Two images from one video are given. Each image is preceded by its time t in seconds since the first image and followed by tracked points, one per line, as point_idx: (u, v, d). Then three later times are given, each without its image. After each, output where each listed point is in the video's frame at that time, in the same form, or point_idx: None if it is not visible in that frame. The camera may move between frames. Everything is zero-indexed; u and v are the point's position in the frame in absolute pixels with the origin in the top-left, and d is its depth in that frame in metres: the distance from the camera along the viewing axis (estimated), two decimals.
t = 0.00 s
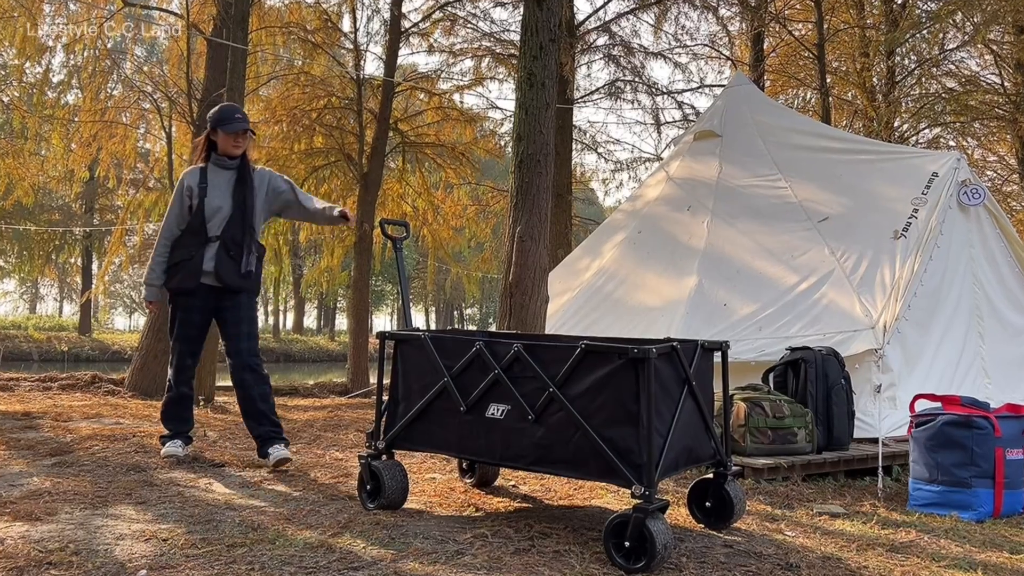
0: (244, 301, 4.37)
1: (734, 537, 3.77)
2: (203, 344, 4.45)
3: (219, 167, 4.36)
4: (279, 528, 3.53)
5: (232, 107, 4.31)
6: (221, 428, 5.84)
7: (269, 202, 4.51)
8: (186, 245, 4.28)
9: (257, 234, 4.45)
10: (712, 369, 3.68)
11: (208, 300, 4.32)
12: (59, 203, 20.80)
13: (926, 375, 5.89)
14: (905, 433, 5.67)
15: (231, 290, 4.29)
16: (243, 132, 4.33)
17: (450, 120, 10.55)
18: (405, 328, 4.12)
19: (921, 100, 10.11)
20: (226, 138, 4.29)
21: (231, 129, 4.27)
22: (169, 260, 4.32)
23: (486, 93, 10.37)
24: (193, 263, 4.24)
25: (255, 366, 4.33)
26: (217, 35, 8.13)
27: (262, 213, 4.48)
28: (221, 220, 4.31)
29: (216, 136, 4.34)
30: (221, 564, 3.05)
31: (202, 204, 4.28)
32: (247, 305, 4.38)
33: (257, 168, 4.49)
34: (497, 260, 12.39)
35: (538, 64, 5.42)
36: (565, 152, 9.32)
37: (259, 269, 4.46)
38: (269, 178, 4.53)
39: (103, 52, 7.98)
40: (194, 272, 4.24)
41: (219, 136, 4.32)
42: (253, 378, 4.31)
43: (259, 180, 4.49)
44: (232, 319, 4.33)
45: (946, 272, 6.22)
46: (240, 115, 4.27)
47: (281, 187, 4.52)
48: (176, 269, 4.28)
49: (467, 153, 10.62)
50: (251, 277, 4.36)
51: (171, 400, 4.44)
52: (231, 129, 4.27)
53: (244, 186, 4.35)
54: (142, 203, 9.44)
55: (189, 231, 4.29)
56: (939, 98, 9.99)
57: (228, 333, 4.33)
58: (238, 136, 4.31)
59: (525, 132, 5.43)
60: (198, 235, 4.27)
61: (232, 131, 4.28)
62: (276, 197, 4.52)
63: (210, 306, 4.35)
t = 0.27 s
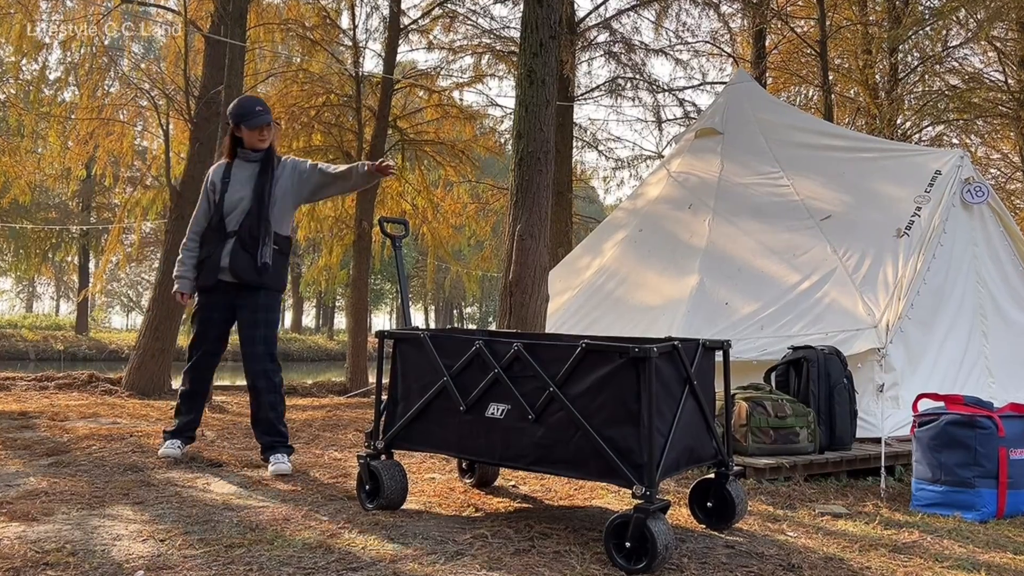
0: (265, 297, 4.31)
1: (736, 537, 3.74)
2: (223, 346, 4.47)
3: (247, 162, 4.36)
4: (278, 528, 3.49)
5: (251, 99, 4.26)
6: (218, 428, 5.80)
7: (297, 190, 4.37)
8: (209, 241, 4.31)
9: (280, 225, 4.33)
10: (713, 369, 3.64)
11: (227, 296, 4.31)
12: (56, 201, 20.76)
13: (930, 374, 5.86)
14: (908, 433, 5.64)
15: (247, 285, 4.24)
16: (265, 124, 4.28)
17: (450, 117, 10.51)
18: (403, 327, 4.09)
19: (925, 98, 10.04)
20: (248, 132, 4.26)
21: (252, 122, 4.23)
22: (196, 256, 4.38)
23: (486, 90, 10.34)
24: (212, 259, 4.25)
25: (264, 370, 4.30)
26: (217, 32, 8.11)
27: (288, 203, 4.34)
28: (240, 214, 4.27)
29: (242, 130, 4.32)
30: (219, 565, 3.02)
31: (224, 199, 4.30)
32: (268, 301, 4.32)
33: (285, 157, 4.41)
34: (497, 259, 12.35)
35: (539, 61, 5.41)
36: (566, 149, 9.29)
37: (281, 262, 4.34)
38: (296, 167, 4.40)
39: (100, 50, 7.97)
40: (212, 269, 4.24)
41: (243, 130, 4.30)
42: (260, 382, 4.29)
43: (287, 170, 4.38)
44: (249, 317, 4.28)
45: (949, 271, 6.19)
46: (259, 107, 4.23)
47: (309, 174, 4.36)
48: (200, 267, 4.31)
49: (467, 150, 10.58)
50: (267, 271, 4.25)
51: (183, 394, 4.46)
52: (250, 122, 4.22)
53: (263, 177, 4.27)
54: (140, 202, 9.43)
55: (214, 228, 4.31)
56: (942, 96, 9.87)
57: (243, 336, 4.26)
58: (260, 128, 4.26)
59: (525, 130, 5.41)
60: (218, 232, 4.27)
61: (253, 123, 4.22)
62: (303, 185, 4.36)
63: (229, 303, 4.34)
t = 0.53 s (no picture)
0: (275, 295, 4.27)
1: (737, 538, 3.70)
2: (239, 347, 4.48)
3: (262, 157, 4.32)
4: (276, 528, 3.46)
5: (258, 92, 4.17)
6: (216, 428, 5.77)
7: (312, 185, 4.30)
8: (226, 238, 4.31)
9: (294, 221, 4.26)
10: (714, 368, 3.61)
11: (239, 292, 4.29)
12: (52, 199, 20.71)
13: (932, 374, 5.83)
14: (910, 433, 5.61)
15: (260, 283, 4.20)
16: (273, 118, 4.19)
17: (449, 115, 10.48)
18: (402, 326, 4.05)
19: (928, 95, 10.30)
20: (256, 127, 4.18)
21: (258, 118, 4.14)
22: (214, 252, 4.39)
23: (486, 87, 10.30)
24: (226, 256, 4.24)
25: (264, 371, 4.26)
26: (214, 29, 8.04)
27: (301, 198, 4.27)
28: (253, 211, 4.24)
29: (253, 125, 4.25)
30: (217, 565, 2.98)
31: (240, 196, 4.29)
32: (277, 299, 4.29)
33: (298, 151, 4.33)
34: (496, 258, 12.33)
35: (539, 57, 5.43)
36: (567, 147, 9.26)
37: (294, 260, 4.27)
38: (312, 162, 4.34)
39: (97, 46, 8.01)
40: (227, 265, 4.22)
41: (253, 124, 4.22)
42: (261, 383, 4.25)
43: (302, 164, 4.31)
44: (256, 315, 4.25)
45: (952, 269, 6.15)
46: (264, 101, 4.12)
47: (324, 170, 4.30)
48: (218, 264, 4.31)
49: (466, 148, 10.53)
50: (279, 270, 4.19)
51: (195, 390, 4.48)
52: (257, 117, 4.14)
53: (275, 172, 4.21)
54: (136, 199, 9.48)
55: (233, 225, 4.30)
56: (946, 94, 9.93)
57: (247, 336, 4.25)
58: (269, 123, 4.18)
59: (525, 127, 5.43)
60: (234, 229, 4.26)
61: (260, 120, 4.14)
62: (318, 180, 4.29)
63: (239, 301, 4.31)
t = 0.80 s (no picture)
0: (274, 295, 4.22)
1: (739, 538, 3.67)
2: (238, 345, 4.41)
3: (259, 155, 4.26)
4: (274, 529, 3.43)
5: (255, 90, 4.10)
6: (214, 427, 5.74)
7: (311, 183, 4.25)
8: (225, 238, 4.28)
9: (294, 220, 4.22)
10: (716, 367, 3.57)
11: (239, 292, 4.26)
12: (49, 197, 20.67)
13: (935, 373, 5.79)
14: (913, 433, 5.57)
15: (261, 285, 4.17)
16: (271, 115, 4.12)
17: (449, 112, 10.45)
18: (401, 325, 4.01)
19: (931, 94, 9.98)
20: (254, 125, 4.11)
21: (256, 116, 4.08)
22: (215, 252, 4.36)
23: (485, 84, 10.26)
24: (225, 257, 4.20)
25: (262, 371, 4.22)
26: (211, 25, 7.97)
27: (301, 198, 4.24)
28: (253, 211, 4.21)
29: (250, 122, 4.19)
30: (215, 566, 2.95)
31: (238, 195, 4.26)
32: (277, 299, 4.24)
33: (296, 148, 4.27)
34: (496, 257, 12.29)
35: (538, 54, 5.73)
36: (567, 144, 9.20)
37: (296, 260, 4.25)
38: (310, 161, 4.28)
39: (93, 43, 8.05)
40: (226, 266, 4.20)
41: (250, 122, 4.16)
42: (257, 382, 4.22)
43: (300, 163, 4.26)
44: (256, 315, 4.20)
45: (956, 267, 6.12)
46: (262, 99, 4.05)
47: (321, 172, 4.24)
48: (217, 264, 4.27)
49: (466, 146, 10.47)
50: (283, 272, 4.17)
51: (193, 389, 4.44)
52: (254, 115, 4.07)
53: (274, 171, 4.17)
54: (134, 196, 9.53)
55: (231, 224, 4.27)
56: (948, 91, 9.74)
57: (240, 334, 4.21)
58: (267, 121, 4.12)
59: (525, 125, 5.71)
60: (233, 229, 4.23)
61: (257, 117, 4.07)
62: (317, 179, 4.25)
63: (239, 300, 4.28)
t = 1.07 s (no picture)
0: (269, 294, 4.19)
1: (740, 538, 3.63)
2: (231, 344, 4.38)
3: (251, 152, 4.22)
4: (272, 529, 3.39)
5: (248, 86, 4.06)
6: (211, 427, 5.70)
7: (304, 181, 4.22)
8: (217, 236, 4.24)
9: (287, 218, 4.19)
10: (717, 367, 3.54)
11: (233, 291, 4.23)
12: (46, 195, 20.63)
13: (938, 373, 5.76)
14: (916, 432, 5.54)
15: (253, 283, 4.14)
16: (263, 113, 4.09)
17: (448, 110, 10.41)
18: (400, 324, 3.97)
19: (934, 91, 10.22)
20: (245, 122, 4.08)
21: (249, 112, 4.04)
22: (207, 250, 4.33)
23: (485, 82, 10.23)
24: (218, 255, 4.17)
25: (260, 371, 4.19)
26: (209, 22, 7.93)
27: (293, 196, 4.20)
28: (245, 208, 4.18)
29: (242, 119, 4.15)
30: (212, 567, 2.92)
31: (230, 192, 4.22)
32: (271, 297, 4.20)
33: (289, 145, 4.24)
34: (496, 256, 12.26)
35: (539, 51, 5.71)
36: (568, 141, 9.15)
37: (289, 258, 4.21)
38: (302, 159, 4.25)
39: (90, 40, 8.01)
40: (219, 264, 4.16)
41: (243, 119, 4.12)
42: (256, 382, 4.18)
43: (292, 160, 4.23)
44: (250, 313, 4.18)
45: (959, 265, 6.09)
46: (254, 96, 4.02)
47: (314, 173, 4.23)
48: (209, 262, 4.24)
49: (466, 143, 10.44)
50: (276, 269, 4.13)
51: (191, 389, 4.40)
52: (247, 112, 4.04)
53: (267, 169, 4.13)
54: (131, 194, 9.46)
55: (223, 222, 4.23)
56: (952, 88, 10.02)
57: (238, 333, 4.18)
58: (259, 118, 4.08)
59: (525, 122, 5.70)
60: (225, 226, 4.19)
61: (249, 114, 4.03)
62: (309, 177, 4.22)
63: (233, 299, 4.26)
